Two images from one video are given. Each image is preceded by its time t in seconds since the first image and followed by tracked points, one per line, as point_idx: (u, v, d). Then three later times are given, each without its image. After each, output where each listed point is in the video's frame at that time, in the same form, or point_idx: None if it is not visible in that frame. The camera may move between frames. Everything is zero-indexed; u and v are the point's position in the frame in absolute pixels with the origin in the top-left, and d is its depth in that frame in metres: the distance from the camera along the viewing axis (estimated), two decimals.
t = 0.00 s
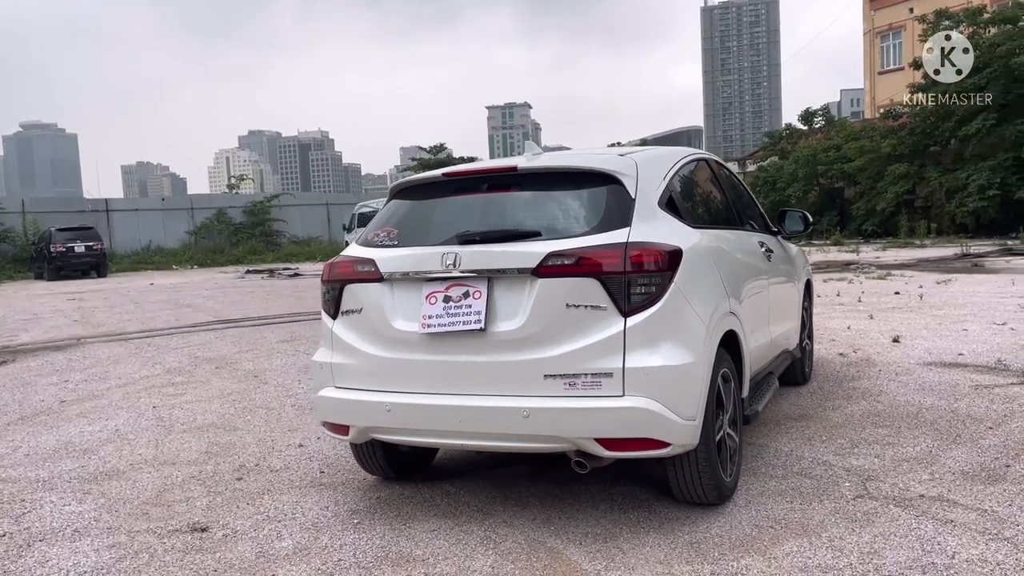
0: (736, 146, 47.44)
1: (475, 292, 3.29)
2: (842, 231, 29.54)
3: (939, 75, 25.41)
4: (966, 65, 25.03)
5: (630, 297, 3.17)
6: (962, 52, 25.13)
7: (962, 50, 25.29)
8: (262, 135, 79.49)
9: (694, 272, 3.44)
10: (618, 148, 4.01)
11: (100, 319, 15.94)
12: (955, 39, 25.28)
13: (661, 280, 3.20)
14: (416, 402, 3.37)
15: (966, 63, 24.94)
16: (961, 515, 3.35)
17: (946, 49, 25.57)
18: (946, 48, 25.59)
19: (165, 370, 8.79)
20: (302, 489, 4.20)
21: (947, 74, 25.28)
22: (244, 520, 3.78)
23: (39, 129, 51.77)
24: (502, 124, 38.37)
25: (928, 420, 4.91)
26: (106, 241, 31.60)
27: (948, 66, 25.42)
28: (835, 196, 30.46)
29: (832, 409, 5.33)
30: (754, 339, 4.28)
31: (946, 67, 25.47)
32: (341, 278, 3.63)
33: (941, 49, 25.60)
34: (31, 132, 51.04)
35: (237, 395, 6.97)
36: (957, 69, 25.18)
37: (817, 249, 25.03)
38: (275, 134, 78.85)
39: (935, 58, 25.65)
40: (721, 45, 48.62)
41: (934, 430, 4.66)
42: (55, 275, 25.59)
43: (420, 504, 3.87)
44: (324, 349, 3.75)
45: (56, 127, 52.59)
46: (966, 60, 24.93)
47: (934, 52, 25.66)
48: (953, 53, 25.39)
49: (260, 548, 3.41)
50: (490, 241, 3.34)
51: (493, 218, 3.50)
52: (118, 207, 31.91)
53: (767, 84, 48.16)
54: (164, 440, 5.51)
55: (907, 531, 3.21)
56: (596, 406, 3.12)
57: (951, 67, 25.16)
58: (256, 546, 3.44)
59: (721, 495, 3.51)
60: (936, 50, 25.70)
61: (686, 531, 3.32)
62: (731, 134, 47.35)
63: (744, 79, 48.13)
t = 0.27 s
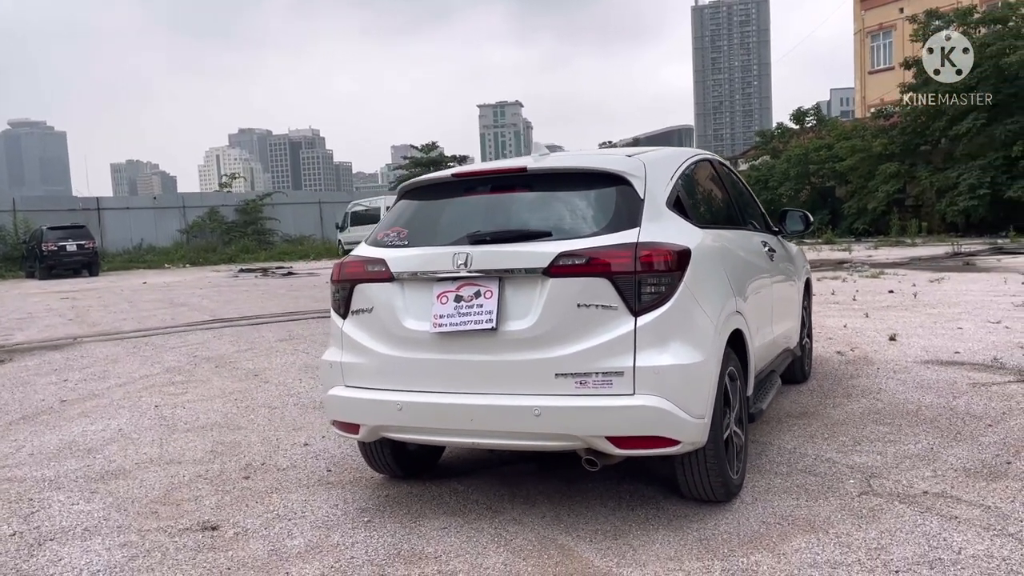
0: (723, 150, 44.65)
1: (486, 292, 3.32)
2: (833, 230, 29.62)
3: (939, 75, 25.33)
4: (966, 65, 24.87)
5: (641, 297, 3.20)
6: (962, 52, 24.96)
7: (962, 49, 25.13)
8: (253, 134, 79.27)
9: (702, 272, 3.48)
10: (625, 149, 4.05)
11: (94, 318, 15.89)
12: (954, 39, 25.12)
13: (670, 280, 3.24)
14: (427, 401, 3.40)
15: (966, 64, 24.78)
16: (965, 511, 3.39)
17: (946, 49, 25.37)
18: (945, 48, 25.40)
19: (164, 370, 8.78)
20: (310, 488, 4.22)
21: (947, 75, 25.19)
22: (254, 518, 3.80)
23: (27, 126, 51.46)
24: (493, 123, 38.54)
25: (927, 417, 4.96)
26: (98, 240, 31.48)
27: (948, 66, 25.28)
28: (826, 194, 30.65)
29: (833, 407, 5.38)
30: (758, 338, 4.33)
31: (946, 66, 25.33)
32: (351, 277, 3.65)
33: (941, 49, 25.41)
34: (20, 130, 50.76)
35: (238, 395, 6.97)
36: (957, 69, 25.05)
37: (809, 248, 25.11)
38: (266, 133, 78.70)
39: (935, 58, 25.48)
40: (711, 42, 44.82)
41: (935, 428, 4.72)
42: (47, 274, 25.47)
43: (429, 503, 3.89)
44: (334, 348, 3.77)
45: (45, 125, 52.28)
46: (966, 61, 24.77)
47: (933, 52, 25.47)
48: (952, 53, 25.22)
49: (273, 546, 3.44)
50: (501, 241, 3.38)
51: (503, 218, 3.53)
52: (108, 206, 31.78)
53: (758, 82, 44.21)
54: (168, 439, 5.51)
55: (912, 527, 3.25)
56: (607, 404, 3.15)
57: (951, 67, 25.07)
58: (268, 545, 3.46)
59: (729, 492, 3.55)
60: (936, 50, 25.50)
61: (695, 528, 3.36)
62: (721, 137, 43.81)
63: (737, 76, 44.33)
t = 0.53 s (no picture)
0: (713, 147, 43.47)
1: (497, 290, 3.33)
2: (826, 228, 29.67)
3: (940, 74, 25.16)
4: (966, 65, 24.62)
5: (651, 295, 3.22)
6: (962, 52, 24.69)
7: (962, 50, 24.88)
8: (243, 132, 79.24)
9: (711, 270, 3.49)
10: (631, 148, 4.07)
11: (88, 317, 15.83)
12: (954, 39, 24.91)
13: (680, 278, 3.26)
14: (438, 399, 3.42)
15: (966, 63, 24.51)
16: (970, 506, 3.43)
17: (946, 48, 25.16)
18: (946, 48, 25.21)
19: (163, 368, 8.76)
20: (317, 486, 4.22)
21: (947, 75, 25.00)
22: (263, 516, 3.80)
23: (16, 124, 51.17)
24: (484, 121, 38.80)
25: (929, 414, 5.00)
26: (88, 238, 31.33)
27: (948, 66, 25.09)
28: (818, 193, 30.80)
29: (834, 404, 5.42)
30: (763, 334, 4.36)
31: (946, 66, 25.13)
32: (360, 275, 3.67)
33: (941, 49, 25.25)
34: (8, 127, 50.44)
35: (239, 394, 6.97)
36: (957, 69, 24.82)
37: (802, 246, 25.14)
38: (256, 131, 78.49)
39: (935, 58, 25.34)
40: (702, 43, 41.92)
41: (936, 424, 4.76)
42: (37, 273, 25.34)
43: (436, 500, 3.91)
44: (343, 346, 3.78)
45: (33, 123, 51.99)
46: (965, 60, 24.51)
47: (933, 52, 25.39)
48: (953, 53, 24.98)
49: (283, 544, 3.45)
50: (511, 240, 3.39)
51: (513, 217, 3.54)
52: (99, 204, 31.64)
53: (749, 81, 41.48)
54: (171, 438, 5.51)
55: (918, 523, 3.29)
56: (618, 402, 3.17)
57: (951, 67, 24.89)
58: (278, 543, 3.47)
59: (736, 489, 3.58)
60: (936, 50, 25.39)
61: (703, 524, 3.38)
62: (711, 134, 42.40)
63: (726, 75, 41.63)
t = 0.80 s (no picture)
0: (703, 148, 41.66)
1: (502, 287, 3.35)
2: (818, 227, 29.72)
3: (939, 75, 24.89)
4: (966, 65, 24.36)
5: (655, 292, 3.24)
6: (963, 52, 24.46)
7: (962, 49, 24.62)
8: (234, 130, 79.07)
9: (713, 268, 3.52)
10: (633, 147, 4.09)
11: (82, 316, 15.78)
12: (955, 39, 24.63)
13: (684, 275, 3.28)
14: (443, 396, 3.43)
15: (967, 63, 24.28)
16: (970, 501, 3.47)
17: (946, 48, 24.91)
18: (946, 48, 24.94)
19: (160, 367, 8.74)
20: (321, 483, 4.23)
21: (947, 75, 24.77)
22: (268, 513, 3.81)
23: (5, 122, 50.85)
24: (476, 119, 38.89)
25: (926, 410, 5.04)
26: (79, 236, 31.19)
27: (948, 66, 24.83)
28: (810, 192, 30.90)
29: (833, 401, 5.45)
30: (763, 331, 4.39)
31: (946, 66, 24.89)
32: (365, 273, 3.68)
33: (941, 49, 24.97)
34: None
35: (237, 392, 6.96)
36: (957, 69, 24.59)
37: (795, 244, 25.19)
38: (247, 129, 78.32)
39: (935, 58, 25.04)
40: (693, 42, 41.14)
41: (934, 421, 4.80)
42: (29, 272, 25.21)
43: (440, 497, 3.92)
44: (347, 344, 3.80)
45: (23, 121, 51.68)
46: (966, 60, 24.25)
47: (933, 51, 25.08)
48: (952, 53, 24.73)
49: (289, 540, 3.46)
50: (515, 237, 3.41)
51: (516, 215, 3.56)
52: (90, 202, 31.49)
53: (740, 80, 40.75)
54: (171, 436, 5.51)
55: (919, 518, 3.32)
56: (623, 398, 3.19)
57: (951, 67, 24.63)
58: (283, 540, 3.48)
59: (738, 485, 3.60)
60: (936, 49, 25.05)
61: (707, 520, 3.41)
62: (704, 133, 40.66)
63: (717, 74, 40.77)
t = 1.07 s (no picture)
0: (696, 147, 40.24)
1: (504, 284, 3.35)
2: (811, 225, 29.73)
3: (939, 75, 24.75)
4: (966, 65, 24.22)
5: (658, 288, 3.25)
6: (962, 52, 24.36)
7: (962, 50, 24.52)
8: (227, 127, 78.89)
9: (715, 264, 3.52)
10: (633, 144, 4.09)
11: (75, 314, 15.73)
12: (955, 39, 24.57)
13: (686, 271, 3.28)
14: (445, 393, 3.43)
15: (966, 63, 24.13)
16: (971, 497, 3.49)
17: (946, 48, 24.82)
18: (946, 48, 24.86)
19: (156, 365, 8.71)
20: (321, 481, 4.23)
21: (947, 75, 24.60)
22: (269, 510, 3.81)
23: None
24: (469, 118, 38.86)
25: (924, 407, 5.07)
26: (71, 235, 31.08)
27: (948, 66, 24.66)
28: (803, 190, 30.95)
29: (831, 397, 5.47)
30: (763, 327, 4.40)
31: (945, 67, 24.74)
32: (366, 270, 3.68)
33: (941, 49, 24.90)
34: None
35: (235, 390, 6.94)
36: (957, 69, 24.43)
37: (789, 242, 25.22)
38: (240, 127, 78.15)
39: (935, 58, 24.94)
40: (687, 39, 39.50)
41: (932, 417, 4.82)
42: (21, 270, 25.10)
43: (441, 493, 3.92)
44: (348, 341, 3.79)
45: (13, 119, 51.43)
46: (966, 60, 24.13)
47: (933, 52, 25.04)
48: (952, 53, 24.61)
49: (291, 537, 3.46)
50: (518, 234, 3.40)
51: (518, 211, 3.56)
52: (82, 201, 31.37)
53: (733, 79, 38.92)
54: (170, 434, 5.49)
55: (920, 513, 3.33)
56: (626, 395, 3.20)
57: (951, 67, 24.44)
58: (285, 537, 3.48)
59: (740, 480, 3.61)
60: (936, 50, 24.99)
61: (709, 516, 3.42)
62: (695, 132, 39.10)
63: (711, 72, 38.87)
